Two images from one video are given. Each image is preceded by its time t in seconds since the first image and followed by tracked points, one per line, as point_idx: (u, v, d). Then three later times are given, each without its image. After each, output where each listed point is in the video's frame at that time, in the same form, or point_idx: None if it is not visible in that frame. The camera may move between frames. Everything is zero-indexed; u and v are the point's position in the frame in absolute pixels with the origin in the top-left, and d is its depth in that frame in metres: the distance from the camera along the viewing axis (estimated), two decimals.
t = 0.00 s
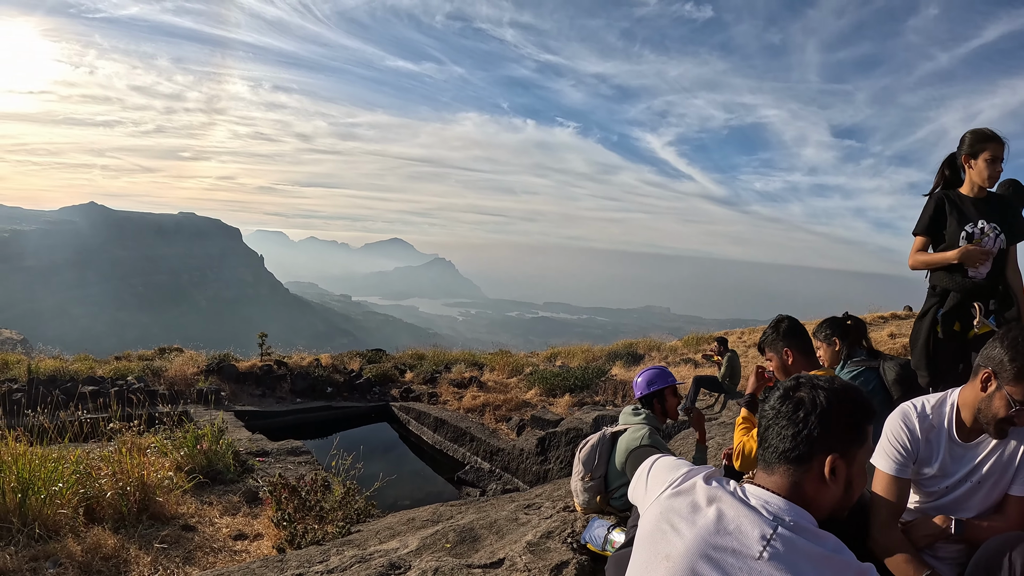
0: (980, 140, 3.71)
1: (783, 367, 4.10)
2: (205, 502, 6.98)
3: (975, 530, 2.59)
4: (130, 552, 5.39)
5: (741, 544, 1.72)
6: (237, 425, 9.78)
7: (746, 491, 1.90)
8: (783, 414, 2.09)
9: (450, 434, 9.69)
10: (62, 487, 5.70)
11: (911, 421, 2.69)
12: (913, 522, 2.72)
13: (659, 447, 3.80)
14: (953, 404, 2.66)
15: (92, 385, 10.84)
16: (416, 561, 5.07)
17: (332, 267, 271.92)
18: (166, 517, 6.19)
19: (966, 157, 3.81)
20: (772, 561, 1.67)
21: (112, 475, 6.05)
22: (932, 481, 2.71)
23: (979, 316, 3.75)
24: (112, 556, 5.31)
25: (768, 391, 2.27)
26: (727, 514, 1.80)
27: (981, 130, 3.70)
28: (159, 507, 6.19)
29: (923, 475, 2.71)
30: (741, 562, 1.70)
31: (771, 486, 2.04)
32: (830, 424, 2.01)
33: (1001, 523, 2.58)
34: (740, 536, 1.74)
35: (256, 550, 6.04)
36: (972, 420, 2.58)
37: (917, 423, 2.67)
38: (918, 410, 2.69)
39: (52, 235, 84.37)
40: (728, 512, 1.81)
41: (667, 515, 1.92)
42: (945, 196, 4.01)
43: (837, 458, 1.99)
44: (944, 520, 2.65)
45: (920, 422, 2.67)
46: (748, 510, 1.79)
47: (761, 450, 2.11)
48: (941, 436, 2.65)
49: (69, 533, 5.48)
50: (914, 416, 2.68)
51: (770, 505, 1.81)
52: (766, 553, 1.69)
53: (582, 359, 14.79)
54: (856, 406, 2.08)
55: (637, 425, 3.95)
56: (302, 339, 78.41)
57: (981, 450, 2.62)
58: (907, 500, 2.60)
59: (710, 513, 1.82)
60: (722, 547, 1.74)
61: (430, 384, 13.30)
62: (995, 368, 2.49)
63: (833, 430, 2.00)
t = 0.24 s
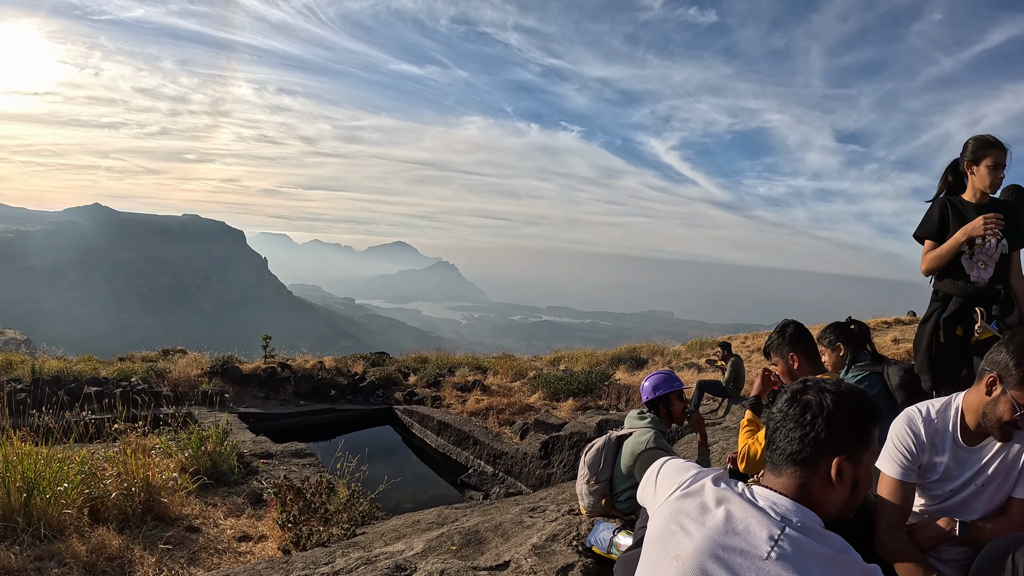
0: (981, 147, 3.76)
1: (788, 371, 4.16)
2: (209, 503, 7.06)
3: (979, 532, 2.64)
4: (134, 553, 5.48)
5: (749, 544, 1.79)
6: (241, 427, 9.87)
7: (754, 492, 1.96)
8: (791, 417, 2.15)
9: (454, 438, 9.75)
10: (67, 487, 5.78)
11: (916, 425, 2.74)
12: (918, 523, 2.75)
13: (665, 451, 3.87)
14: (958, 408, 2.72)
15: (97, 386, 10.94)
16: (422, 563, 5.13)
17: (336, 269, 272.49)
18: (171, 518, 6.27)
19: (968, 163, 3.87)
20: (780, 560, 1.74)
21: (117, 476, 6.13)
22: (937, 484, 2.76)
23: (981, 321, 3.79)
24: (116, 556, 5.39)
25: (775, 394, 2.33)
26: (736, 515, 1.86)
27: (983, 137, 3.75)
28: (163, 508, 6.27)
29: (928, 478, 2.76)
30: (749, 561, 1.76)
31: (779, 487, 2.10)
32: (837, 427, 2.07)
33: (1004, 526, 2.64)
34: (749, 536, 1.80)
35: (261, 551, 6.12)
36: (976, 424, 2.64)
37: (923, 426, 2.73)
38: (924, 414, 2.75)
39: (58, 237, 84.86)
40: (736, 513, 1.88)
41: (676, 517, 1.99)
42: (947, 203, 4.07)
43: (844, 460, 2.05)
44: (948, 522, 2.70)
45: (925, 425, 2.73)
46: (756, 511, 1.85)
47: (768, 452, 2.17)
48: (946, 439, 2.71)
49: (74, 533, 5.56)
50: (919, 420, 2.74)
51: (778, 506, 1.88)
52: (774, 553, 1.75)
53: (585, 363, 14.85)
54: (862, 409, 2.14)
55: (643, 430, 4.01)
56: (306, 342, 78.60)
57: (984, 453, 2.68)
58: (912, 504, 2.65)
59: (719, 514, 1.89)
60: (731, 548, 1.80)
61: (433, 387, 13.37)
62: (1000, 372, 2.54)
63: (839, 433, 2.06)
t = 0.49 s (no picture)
0: (984, 152, 3.77)
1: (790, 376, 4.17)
2: (211, 505, 7.06)
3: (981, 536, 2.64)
4: (136, 555, 5.48)
5: (751, 550, 1.79)
6: (243, 429, 9.88)
7: (756, 498, 1.97)
8: (793, 422, 2.16)
9: (455, 441, 9.75)
10: (69, 489, 5.78)
11: (918, 429, 2.75)
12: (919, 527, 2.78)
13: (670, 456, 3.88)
14: (960, 413, 2.73)
15: (99, 387, 10.95)
16: (424, 566, 5.14)
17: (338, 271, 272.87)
18: (172, 520, 6.27)
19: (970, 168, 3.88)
20: (781, 566, 1.74)
21: (118, 478, 6.15)
22: (939, 488, 2.76)
23: (983, 326, 3.79)
24: (117, 558, 5.40)
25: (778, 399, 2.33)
26: (738, 520, 1.86)
27: (986, 142, 3.77)
28: (165, 510, 6.28)
29: (930, 482, 2.77)
30: (751, 566, 1.77)
31: (781, 492, 2.10)
32: (839, 432, 2.07)
33: (1007, 530, 2.63)
34: (750, 541, 1.81)
35: (263, 554, 6.12)
36: (979, 429, 2.64)
37: (925, 431, 2.73)
38: (926, 419, 2.76)
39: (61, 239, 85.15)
40: (738, 518, 1.88)
41: (678, 522, 1.99)
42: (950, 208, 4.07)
43: (846, 465, 2.05)
44: (949, 527, 2.71)
45: (928, 430, 2.73)
46: (758, 516, 1.86)
47: (771, 457, 2.18)
48: (948, 444, 2.71)
49: (75, 534, 5.57)
50: (922, 424, 2.74)
51: (780, 512, 1.88)
52: (776, 558, 1.75)
53: (587, 367, 14.86)
54: (865, 415, 2.14)
55: (646, 434, 4.03)
56: (308, 344, 78.68)
57: (987, 457, 2.68)
58: (914, 508, 2.65)
59: (721, 519, 1.89)
60: (732, 553, 1.81)
61: (435, 391, 13.38)
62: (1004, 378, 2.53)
63: (842, 438, 2.06)
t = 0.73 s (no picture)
0: (987, 157, 3.78)
1: (792, 378, 4.18)
2: (212, 507, 7.07)
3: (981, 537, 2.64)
4: (136, 556, 5.48)
5: (753, 552, 1.80)
6: (243, 431, 9.89)
7: (757, 499, 1.97)
8: (796, 424, 2.17)
9: (456, 443, 9.76)
10: (70, 489, 5.78)
11: (920, 431, 2.76)
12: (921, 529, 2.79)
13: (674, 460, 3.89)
14: (962, 415, 2.73)
15: (100, 389, 10.95)
16: (425, 568, 5.15)
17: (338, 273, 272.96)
18: (173, 521, 6.28)
19: (972, 171, 3.89)
20: (783, 568, 1.74)
21: (119, 479, 6.16)
22: (940, 489, 2.76)
23: (985, 327, 3.79)
24: (117, 559, 5.40)
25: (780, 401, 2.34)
26: (739, 522, 1.87)
27: (989, 146, 3.77)
28: (166, 511, 6.29)
29: (931, 483, 2.77)
30: (752, 569, 1.77)
31: (783, 494, 2.11)
32: (841, 434, 2.08)
33: (1007, 532, 2.64)
34: (752, 543, 1.81)
35: (263, 556, 6.13)
36: (981, 431, 2.64)
37: (927, 432, 2.74)
38: (927, 421, 2.77)
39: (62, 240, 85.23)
40: (739, 520, 1.89)
41: (680, 524, 2.00)
42: (950, 210, 4.09)
43: (848, 467, 2.06)
44: (951, 528, 2.72)
45: (929, 431, 2.74)
46: (759, 518, 1.86)
47: (773, 459, 2.19)
48: (949, 445, 2.72)
49: (75, 535, 5.58)
50: (923, 426, 2.76)
51: (782, 514, 1.89)
52: (777, 560, 1.76)
53: (588, 369, 14.87)
54: (867, 418, 2.15)
55: (651, 439, 4.04)
56: (308, 346, 78.69)
57: (989, 459, 2.68)
58: (915, 510, 2.65)
59: (722, 521, 1.90)
60: (734, 555, 1.81)
61: (436, 393, 13.38)
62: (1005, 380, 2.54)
63: (844, 440, 2.07)
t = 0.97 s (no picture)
0: (986, 160, 3.76)
1: (789, 380, 4.17)
2: (210, 508, 7.04)
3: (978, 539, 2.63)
4: (134, 557, 5.46)
5: (746, 553, 1.79)
6: (242, 432, 9.86)
7: (751, 501, 1.96)
8: (790, 425, 2.15)
9: (455, 444, 9.74)
10: (68, 490, 5.76)
11: (917, 434, 2.74)
12: (918, 531, 2.75)
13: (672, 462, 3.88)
14: (958, 417, 2.72)
15: (99, 390, 10.93)
16: (422, 569, 5.13)
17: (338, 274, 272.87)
18: (171, 522, 6.26)
19: (971, 174, 3.88)
20: (776, 569, 1.73)
21: (117, 479, 6.13)
22: (937, 491, 2.75)
23: (984, 329, 3.79)
24: (115, 561, 5.38)
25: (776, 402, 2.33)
26: (732, 523, 1.86)
27: (988, 149, 3.75)
28: (163, 512, 6.26)
29: (928, 485, 2.76)
30: (746, 570, 1.76)
31: (778, 495, 2.10)
32: (837, 436, 2.06)
33: (1004, 534, 2.64)
34: (745, 544, 1.80)
35: (261, 557, 6.10)
36: (977, 432, 2.64)
37: (923, 435, 2.72)
38: (924, 423, 2.75)
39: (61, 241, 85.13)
40: (732, 521, 1.88)
41: (673, 525, 1.99)
42: (949, 213, 4.08)
43: (843, 469, 2.05)
44: (948, 530, 2.69)
45: (926, 434, 2.72)
46: (752, 520, 1.85)
47: (767, 460, 2.17)
48: (946, 447, 2.71)
49: (73, 536, 5.56)
50: (920, 429, 2.74)
51: (775, 514, 1.88)
52: (770, 562, 1.74)
53: (587, 371, 14.85)
54: (863, 419, 2.13)
55: (650, 441, 4.03)
56: (307, 347, 78.59)
57: (986, 460, 2.67)
58: (912, 513, 2.64)
59: (715, 522, 1.89)
60: (727, 556, 1.80)
61: (435, 394, 13.36)
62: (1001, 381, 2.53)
63: (839, 442, 2.06)
